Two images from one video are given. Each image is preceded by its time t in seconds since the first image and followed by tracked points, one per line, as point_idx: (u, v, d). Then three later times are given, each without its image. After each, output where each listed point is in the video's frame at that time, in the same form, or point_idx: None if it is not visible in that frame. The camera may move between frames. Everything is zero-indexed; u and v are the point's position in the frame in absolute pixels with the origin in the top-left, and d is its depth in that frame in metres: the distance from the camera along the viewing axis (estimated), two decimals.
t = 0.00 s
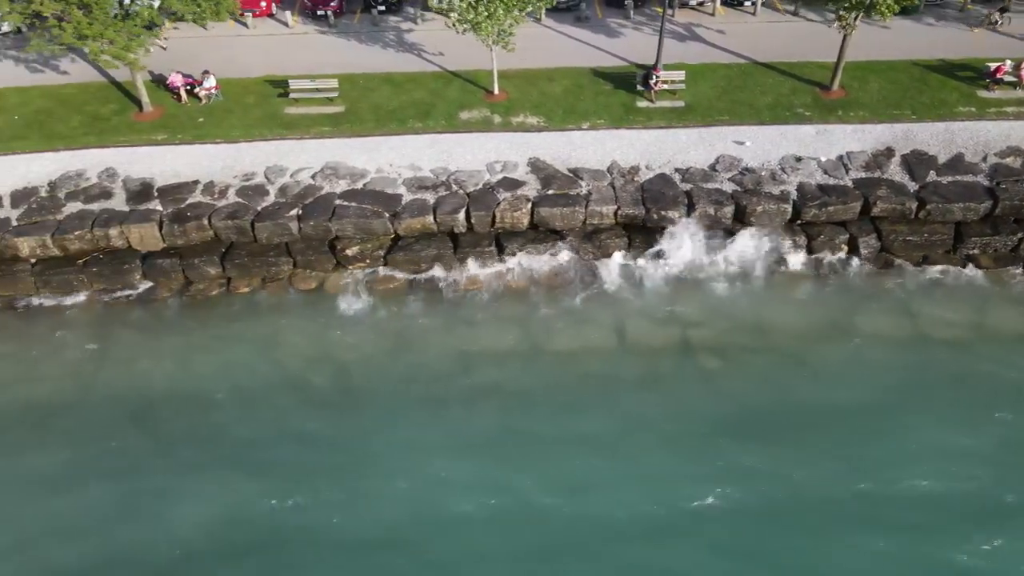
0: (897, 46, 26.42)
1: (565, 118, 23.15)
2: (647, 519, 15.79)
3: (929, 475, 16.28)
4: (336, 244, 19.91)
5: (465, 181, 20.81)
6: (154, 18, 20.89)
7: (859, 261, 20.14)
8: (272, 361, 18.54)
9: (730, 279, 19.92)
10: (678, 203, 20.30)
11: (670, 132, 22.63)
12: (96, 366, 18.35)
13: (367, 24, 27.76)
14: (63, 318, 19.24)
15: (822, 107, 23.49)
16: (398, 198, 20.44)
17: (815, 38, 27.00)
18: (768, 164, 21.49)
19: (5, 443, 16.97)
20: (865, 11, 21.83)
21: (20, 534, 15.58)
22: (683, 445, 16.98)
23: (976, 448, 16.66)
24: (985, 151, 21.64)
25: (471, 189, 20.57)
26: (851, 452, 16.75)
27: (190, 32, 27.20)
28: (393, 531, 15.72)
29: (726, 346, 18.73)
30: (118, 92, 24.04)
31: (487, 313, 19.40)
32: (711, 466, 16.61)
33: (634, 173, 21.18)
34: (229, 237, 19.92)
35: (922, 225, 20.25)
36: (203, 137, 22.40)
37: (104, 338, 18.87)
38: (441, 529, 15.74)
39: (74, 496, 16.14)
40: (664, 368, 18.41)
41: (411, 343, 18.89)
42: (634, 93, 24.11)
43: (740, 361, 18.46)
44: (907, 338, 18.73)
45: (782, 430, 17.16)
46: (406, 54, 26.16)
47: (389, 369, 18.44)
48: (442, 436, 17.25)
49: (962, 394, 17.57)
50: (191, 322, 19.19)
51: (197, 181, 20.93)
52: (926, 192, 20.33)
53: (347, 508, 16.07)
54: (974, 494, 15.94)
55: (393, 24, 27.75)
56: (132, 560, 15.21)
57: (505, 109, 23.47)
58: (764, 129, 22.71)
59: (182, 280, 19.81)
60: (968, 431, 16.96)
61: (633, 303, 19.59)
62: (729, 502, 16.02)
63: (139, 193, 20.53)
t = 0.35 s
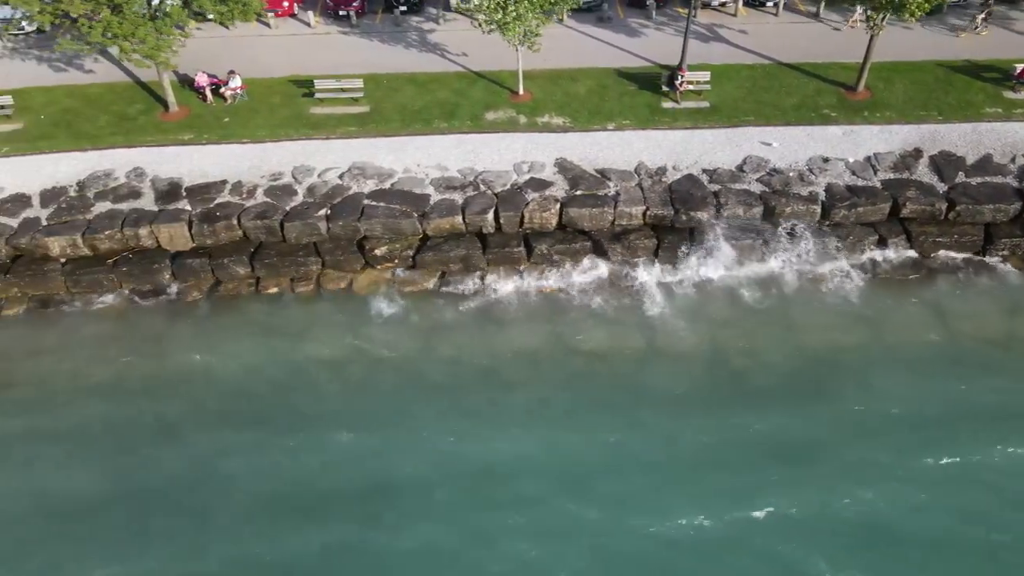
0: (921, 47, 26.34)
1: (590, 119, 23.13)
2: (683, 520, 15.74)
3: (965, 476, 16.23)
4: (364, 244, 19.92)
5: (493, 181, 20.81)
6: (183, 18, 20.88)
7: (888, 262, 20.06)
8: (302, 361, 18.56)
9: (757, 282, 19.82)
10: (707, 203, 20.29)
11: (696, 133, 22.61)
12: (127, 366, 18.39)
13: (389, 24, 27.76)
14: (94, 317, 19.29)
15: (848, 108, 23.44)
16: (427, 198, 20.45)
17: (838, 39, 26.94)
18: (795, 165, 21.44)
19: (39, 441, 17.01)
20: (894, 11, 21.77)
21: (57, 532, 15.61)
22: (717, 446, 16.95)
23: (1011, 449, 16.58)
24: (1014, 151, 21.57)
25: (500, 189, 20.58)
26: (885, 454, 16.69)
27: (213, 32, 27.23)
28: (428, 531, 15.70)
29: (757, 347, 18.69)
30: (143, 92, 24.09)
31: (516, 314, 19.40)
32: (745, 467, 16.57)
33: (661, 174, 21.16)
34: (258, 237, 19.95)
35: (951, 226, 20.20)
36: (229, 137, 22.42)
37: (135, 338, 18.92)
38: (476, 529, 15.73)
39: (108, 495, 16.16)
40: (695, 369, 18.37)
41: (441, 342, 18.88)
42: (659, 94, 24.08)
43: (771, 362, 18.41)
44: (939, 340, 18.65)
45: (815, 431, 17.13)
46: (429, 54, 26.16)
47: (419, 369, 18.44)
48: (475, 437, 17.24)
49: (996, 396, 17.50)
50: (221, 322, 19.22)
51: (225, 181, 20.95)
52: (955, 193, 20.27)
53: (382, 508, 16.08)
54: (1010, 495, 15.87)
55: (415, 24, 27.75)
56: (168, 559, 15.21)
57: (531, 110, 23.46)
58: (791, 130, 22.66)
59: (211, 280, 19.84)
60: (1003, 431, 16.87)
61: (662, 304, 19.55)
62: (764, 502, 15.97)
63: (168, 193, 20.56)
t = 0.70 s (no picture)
0: (944, 47, 26.28)
1: (614, 119, 23.11)
2: (718, 520, 15.67)
3: (999, 477, 16.18)
4: (392, 244, 19.91)
5: (519, 181, 20.79)
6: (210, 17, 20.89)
7: (916, 263, 20.03)
8: (331, 361, 18.56)
9: (784, 284, 19.86)
10: (734, 204, 20.26)
11: (720, 133, 22.59)
12: (157, 366, 18.40)
13: (410, 25, 27.77)
14: (122, 318, 19.31)
15: (872, 108, 23.41)
16: (453, 198, 20.42)
17: (860, 39, 26.91)
18: (821, 166, 21.40)
19: (72, 440, 17.03)
20: (921, 12, 21.73)
21: (91, 532, 15.60)
22: (749, 447, 16.92)
23: None
24: None
25: (526, 189, 20.57)
26: (918, 455, 16.64)
27: (234, 32, 27.23)
28: (462, 530, 15.66)
29: (786, 348, 18.68)
30: (167, 92, 24.11)
31: (544, 315, 19.40)
32: (778, 467, 16.52)
33: (687, 175, 21.15)
34: (285, 237, 19.94)
35: (979, 227, 20.17)
36: (254, 137, 22.42)
37: (164, 338, 18.94)
38: (510, 529, 15.68)
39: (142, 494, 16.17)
40: (726, 370, 18.36)
41: (470, 343, 18.87)
42: (682, 94, 24.06)
43: (801, 363, 18.39)
44: (969, 341, 18.62)
45: (847, 431, 17.09)
46: (450, 55, 26.15)
47: (448, 370, 18.42)
48: (507, 437, 17.23)
49: None
50: (249, 323, 19.23)
51: (252, 181, 20.95)
52: (983, 194, 20.25)
53: (415, 507, 16.04)
54: None
55: (435, 25, 27.76)
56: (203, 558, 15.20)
57: (555, 110, 23.45)
58: (816, 131, 22.63)
59: (239, 280, 19.85)
60: None
61: (690, 306, 19.58)
62: (799, 502, 15.92)
63: (194, 193, 20.57)
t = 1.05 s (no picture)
0: (965, 47, 26.22)
1: (637, 120, 23.10)
2: (752, 521, 15.68)
3: None
4: (418, 244, 19.88)
5: (545, 182, 20.77)
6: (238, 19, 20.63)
7: (942, 264, 20.06)
8: (359, 362, 18.56)
9: (809, 285, 19.97)
10: (761, 204, 20.22)
11: (744, 133, 22.56)
12: (186, 367, 18.44)
13: (429, 25, 27.78)
14: (150, 318, 19.36)
15: (896, 109, 23.39)
16: (479, 199, 20.39)
17: (880, 39, 26.90)
18: (846, 167, 21.36)
19: (103, 442, 17.06)
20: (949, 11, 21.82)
21: (126, 533, 15.63)
22: (780, 447, 16.93)
23: None
24: None
25: (552, 190, 20.55)
26: (951, 455, 16.60)
27: (254, 32, 27.23)
28: (496, 531, 15.68)
29: (814, 349, 18.69)
30: (190, 93, 24.13)
31: (571, 316, 19.43)
32: (810, 468, 16.53)
33: (713, 175, 21.13)
34: (312, 237, 19.89)
35: (1006, 228, 20.14)
36: (278, 138, 22.43)
37: (193, 340, 18.98)
38: (544, 530, 15.69)
39: (176, 496, 16.21)
40: (755, 371, 18.35)
41: (498, 344, 18.88)
42: (705, 95, 24.05)
43: (830, 364, 18.38)
44: (998, 342, 18.58)
45: (878, 433, 17.06)
46: (471, 55, 26.15)
47: (477, 370, 18.42)
48: (538, 437, 17.23)
49: None
50: (277, 324, 19.27)
51: (277, 182, 20.94)
52: (1011, 195, 20.22)
53: (449, 508, 16.05)
54: None
55: (455, 25, 27.78)
56: (239, 560, 15.24)
57: (578, 111, 23.45)
58: (840, 131, 22.57)
59: (266, 281, 19.88)
60: None
61: (717, 307, 19.66)
62: (832, 504, 15.91)
63: (220, 193, 20.55)
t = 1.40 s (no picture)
0: (987, 47, 26.18)
1: (660, 121, 23.10)
2: (786, 521, 15.70)
3: None
4: (445, 244, 19.87)
5: (570, 182, 20.77)
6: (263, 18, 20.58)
7: (969, 265, 20.03)
8: (387, 363, 18.59)
9: (836, 286, 19.94)
10: (787, 205, 20.20)
11: (767, 134, 22.55)
12: (215, 367, 18.47)
13: (448, 26, 27.79)
14: (178, 318, 19.39)
15: (919, 109, 23.37)
16: (505, 199, 20.37)
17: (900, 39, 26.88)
18: (871, 167, 21.35)
19: (133, 442, 17.06)
20: (975, 11, 21.74)
21: (162, 531, 15.66)
22: (811, 448, 16.92)
23: None
24: None
25: (578, 191, 20.54)
26: (983, 455, 16.61)
27: (273, 32, 27.25)
28: (529, 531, 15.68)
29: (842, 349, 18.68)
30: (212, 94, 24.15)
31: (598, 316, 19.44)
32: (842, 467, 16.56)
33: (737, 176, 21.11)
34: (338, 238, 19.89)
35: None
36: (301, 139, 22.44)
37: (220, 341, 19.01)
38: (577, 531, 15.70)
39: (207, 496, 16.22)
40: (783, 371, 18.36)
41: (525, 344, 18.89)
42: (727, 95, 24.03)
43: (858, 364, 18.38)
44: None
45: (910, 432, 17.07)
46: (491, 56, 26.15)
47: (506, 371, 18.43)
48: (567, 438, 17.24)
49: None
50: (304, 324, 19.30)
51: (302, 182, 20.94)
52: None
53: (480, 508, 16.05)
54: None
55: (474, 26, 27.80)
56: (273, 560, 15.26)
57: (600, 111, 23.45)
58: (864, 132, 22.55)
59: (292, 281, 19.88)
60: None
61: (743, 308, 19.60)
62: (866, 503, 15.92)
63: (246, 194, 20.54)
